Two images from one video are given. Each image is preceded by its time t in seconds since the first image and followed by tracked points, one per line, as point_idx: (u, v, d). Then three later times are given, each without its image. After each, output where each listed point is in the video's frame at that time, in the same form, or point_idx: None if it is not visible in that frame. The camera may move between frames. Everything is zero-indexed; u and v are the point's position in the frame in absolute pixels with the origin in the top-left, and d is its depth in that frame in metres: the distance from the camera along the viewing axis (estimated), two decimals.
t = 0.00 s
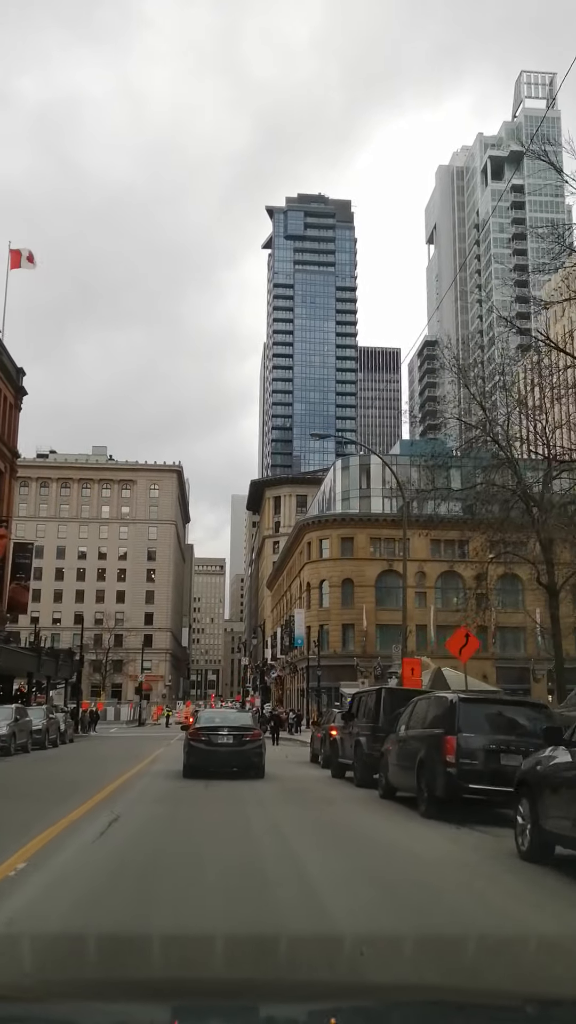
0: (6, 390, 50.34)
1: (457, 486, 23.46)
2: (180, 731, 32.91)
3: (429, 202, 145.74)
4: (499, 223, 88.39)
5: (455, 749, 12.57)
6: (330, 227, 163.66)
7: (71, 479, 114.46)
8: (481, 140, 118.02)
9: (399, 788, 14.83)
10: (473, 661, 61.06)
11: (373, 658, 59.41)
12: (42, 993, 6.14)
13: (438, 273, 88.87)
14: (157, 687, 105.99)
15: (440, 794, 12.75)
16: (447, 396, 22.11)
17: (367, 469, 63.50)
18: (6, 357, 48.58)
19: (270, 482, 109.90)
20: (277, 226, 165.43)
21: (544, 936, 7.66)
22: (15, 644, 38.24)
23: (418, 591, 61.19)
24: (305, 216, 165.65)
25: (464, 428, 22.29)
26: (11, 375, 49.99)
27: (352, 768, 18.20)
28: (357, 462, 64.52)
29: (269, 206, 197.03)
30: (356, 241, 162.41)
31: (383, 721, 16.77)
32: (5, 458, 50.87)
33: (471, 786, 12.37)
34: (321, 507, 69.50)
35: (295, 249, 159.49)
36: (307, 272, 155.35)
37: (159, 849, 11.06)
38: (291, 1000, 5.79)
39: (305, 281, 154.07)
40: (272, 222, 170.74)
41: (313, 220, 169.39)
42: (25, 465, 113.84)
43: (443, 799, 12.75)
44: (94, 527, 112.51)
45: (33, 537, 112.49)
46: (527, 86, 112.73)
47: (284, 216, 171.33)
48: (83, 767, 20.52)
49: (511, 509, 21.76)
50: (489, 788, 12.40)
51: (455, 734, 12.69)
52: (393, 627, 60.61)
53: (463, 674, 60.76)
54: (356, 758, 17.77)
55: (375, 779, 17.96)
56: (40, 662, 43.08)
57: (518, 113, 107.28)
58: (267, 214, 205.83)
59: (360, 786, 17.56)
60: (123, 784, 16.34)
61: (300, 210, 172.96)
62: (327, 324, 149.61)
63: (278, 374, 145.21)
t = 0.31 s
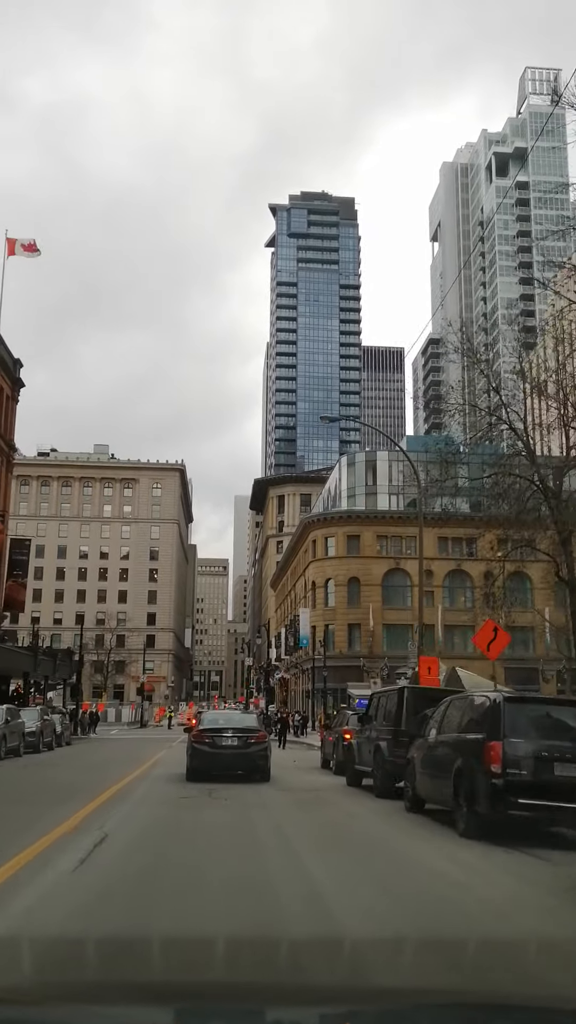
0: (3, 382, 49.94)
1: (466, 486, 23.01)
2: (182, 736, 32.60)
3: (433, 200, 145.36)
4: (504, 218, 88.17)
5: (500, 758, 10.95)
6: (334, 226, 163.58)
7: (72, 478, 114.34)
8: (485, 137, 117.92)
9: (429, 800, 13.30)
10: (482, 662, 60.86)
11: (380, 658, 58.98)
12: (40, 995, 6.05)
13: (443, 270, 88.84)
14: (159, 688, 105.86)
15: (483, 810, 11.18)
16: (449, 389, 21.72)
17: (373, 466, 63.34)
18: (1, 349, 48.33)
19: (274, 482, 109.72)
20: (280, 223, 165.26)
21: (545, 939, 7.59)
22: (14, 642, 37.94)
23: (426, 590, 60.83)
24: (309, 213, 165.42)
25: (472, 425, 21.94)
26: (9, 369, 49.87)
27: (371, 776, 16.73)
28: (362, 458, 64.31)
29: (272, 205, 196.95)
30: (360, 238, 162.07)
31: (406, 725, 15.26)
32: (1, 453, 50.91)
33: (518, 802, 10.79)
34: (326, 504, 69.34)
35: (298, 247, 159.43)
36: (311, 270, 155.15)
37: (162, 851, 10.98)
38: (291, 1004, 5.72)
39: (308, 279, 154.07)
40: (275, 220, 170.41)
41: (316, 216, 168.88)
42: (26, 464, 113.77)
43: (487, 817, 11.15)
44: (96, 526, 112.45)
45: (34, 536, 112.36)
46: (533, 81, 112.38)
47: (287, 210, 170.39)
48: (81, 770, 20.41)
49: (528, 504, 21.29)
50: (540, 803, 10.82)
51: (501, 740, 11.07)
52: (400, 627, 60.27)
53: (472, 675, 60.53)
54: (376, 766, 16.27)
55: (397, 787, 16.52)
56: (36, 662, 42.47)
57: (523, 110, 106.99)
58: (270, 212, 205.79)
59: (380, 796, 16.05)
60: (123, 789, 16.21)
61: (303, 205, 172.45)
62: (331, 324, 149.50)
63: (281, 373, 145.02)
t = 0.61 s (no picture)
0: None
1: (472, 481, 22.79)
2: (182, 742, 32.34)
3: (437, 197, 145.21)
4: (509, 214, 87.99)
5: (560, 769, 9.31)
6: (337, 222, 163.39)
7: (72, 476, 114.33)
8: (489, 131, 117.77)
9: (464, 814, 11.71)
10: (489, 661, 60.83)
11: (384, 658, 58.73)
12: (41, 995, 5.96)
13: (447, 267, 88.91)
14: (159, 688, 105.71)
15: (537, 831, 9.50)
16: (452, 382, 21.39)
17: (377, 462, 63.33)
18: None
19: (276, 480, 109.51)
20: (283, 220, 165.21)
21: (544, 941, 7.49)
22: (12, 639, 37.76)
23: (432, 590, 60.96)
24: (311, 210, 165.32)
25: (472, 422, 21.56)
26: (7, 360, 49.90)
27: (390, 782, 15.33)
28: (366, 453, 64.18)
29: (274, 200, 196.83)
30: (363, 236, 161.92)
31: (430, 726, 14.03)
32: None
33: None
34: (329, 501, 69.28)
35: (300, 244, 159.25)
36: (314, 267, 155.01)
37: (164, 852, 10.90)
38: (292, 1004, 5.64)
39: (310, 277, 154.09)
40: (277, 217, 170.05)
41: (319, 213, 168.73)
42: (26, 460, 113.74)
43: (541, 838, 9.49)
44: (96, 525, 112.40)
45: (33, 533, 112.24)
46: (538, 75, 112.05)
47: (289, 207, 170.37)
48: (77, 773, 20.24)
49: (544, 497, 21.13)
50: None
51: (559, 746, 9.44)
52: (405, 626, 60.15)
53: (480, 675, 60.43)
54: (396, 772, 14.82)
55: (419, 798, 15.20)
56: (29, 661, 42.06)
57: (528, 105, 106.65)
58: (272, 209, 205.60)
59: (401, 806, 14.59)
60: (121, 792, 16.08)
61: (306, 202, 172.37)
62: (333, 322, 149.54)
63: (283, 372, 144.87)
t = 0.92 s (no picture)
0: None
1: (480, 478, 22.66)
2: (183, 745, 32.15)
3: (441, 195, 145.15)
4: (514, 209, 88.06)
5: None
6: (340, 222, 163.36)
7: (72, 474, 114.30)
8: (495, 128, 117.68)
9: (504, 833, 10.14)
10: (497, 662, 60.40)
11: (390, 658, 58.44)
12: (39, 995, 5.88)
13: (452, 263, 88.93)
14: (160, 689, 105.52)
15: None
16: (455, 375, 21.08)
17: (383, 458, 63.29)
18: None
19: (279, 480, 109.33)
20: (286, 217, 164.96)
21: (543, 940, 7.40)
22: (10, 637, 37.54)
23: (439, 589, 60.51)
24: (314, 209, 165.27)
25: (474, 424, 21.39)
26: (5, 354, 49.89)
27: (414, 794, 13.85)
28: (372, 451, 64.15)
29: (277, 199, 196.85)
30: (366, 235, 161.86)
31: (458, 734, 12.66)
32: None
33: None
34: (333, 500, 69.20)
35: (303, 243, 159.22)
36: (316, 266, 154.94)
37: (165, 854, 10.83)
38: (291, 1004, 5.56)
39: (313, 276, 154.08)
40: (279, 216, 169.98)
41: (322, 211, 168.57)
42: (26, 459, 113.64)
43: None
44: (96, 523, 112.31)
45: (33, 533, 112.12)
46: (544, 72, 111.98)
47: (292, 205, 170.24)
48: (75, 775, 20.05)
49: (556, 492, 21.09)
50: None
51: None
52: (411, 626, 59.67)
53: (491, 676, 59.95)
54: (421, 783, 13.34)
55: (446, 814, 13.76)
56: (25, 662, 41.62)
57: (534, 101, 106.47)
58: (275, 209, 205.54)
59: (429, 822, 13.07)
60: (122, 796, 15.92)
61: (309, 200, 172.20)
62: (336, 323, 149.42)
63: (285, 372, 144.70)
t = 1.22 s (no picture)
0: None
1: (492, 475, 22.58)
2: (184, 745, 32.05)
3: (445, 195, 144.98)
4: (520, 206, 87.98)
5: None
6: (343, 220, 163.28)
7: (72, 472, 114.38)
8: (500, 125, 117.54)
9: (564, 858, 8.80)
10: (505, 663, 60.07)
11: (395, 659, 58.16)
12: (40, 996, 5.91)
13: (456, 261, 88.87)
14: (161, 690, 105.37)
15: None
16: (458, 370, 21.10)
17: (388, 456, 63.24)
18: None
19: (282, 479, 109.20)
20: (289, 217, 164.90)
21: (543, 941, 7.39)
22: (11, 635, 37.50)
23: (445, 589, 60.17)
24: (318, 208, 165.25)
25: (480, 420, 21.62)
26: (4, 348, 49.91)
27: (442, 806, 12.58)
28: (378, 449, 64.08)
29: (280, 199, 196.81)
30: (369, 235, 161.73)
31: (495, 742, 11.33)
32: None
33: None
34: (337, 499, 69.11)
35: (306, 243, 159.12)
36: (319, 266, 154.93)
37: (166, 853, 10.83)
38: (291, 1005, 5.57)
39: (316, 276, 154.05)
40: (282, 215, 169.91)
41: (325, 210, 168.57)
42: (26, 457, 113.69)
43: None
44: (96, 522, 112.33)
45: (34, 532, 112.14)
46: (550, 69, 111.82)
47: (295, 204, 170.13)
48: (76, 774, 19.98)
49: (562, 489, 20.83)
50: None
51: None
52: (416, 626, 59.43)
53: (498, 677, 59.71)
54: (453, 794, 12.03)
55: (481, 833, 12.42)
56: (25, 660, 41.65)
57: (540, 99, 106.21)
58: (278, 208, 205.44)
59: (461, 838, 11.73)
60: (124, 796, 15.86)
61: (312, 199, 172.10)
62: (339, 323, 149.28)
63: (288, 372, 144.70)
